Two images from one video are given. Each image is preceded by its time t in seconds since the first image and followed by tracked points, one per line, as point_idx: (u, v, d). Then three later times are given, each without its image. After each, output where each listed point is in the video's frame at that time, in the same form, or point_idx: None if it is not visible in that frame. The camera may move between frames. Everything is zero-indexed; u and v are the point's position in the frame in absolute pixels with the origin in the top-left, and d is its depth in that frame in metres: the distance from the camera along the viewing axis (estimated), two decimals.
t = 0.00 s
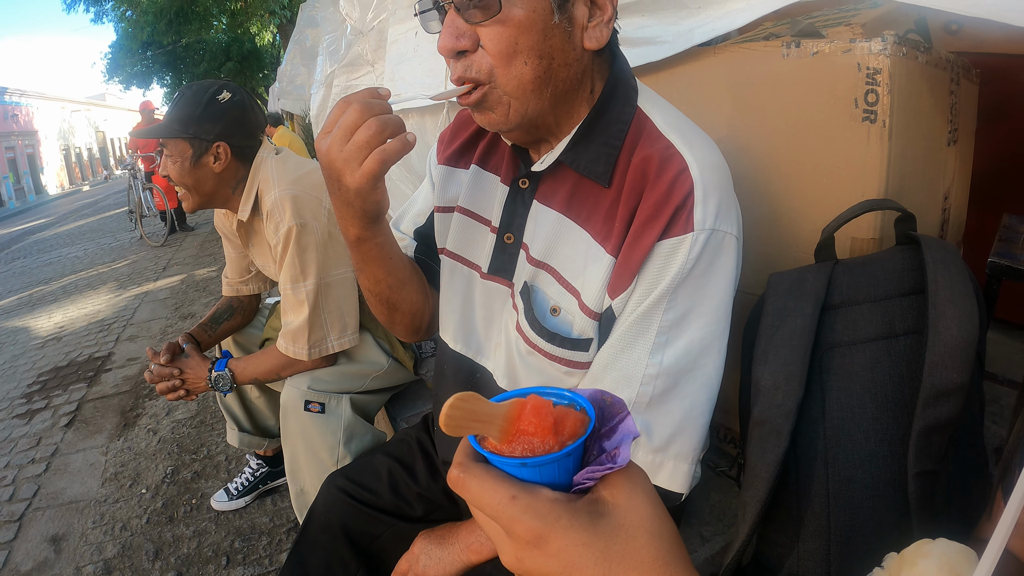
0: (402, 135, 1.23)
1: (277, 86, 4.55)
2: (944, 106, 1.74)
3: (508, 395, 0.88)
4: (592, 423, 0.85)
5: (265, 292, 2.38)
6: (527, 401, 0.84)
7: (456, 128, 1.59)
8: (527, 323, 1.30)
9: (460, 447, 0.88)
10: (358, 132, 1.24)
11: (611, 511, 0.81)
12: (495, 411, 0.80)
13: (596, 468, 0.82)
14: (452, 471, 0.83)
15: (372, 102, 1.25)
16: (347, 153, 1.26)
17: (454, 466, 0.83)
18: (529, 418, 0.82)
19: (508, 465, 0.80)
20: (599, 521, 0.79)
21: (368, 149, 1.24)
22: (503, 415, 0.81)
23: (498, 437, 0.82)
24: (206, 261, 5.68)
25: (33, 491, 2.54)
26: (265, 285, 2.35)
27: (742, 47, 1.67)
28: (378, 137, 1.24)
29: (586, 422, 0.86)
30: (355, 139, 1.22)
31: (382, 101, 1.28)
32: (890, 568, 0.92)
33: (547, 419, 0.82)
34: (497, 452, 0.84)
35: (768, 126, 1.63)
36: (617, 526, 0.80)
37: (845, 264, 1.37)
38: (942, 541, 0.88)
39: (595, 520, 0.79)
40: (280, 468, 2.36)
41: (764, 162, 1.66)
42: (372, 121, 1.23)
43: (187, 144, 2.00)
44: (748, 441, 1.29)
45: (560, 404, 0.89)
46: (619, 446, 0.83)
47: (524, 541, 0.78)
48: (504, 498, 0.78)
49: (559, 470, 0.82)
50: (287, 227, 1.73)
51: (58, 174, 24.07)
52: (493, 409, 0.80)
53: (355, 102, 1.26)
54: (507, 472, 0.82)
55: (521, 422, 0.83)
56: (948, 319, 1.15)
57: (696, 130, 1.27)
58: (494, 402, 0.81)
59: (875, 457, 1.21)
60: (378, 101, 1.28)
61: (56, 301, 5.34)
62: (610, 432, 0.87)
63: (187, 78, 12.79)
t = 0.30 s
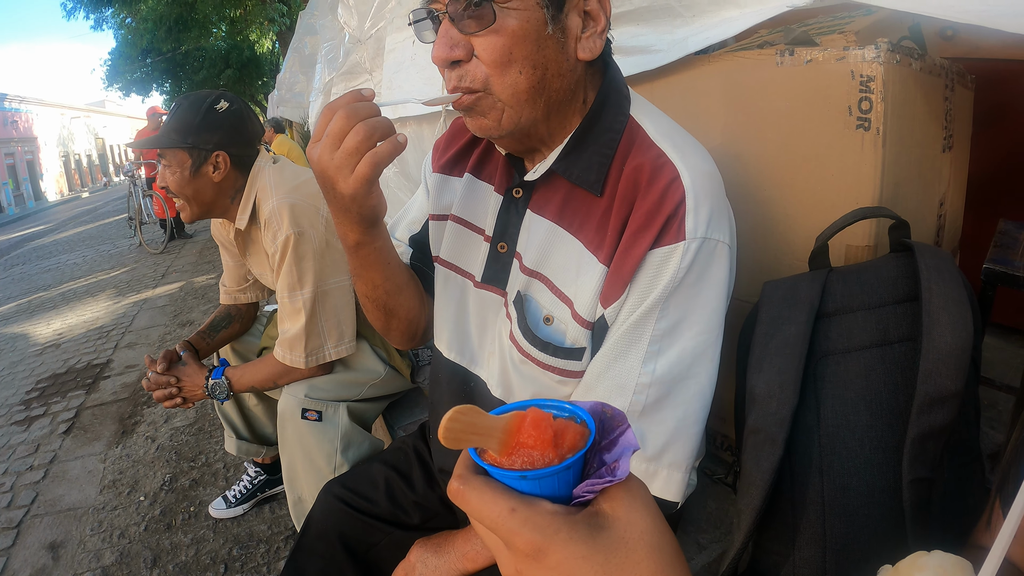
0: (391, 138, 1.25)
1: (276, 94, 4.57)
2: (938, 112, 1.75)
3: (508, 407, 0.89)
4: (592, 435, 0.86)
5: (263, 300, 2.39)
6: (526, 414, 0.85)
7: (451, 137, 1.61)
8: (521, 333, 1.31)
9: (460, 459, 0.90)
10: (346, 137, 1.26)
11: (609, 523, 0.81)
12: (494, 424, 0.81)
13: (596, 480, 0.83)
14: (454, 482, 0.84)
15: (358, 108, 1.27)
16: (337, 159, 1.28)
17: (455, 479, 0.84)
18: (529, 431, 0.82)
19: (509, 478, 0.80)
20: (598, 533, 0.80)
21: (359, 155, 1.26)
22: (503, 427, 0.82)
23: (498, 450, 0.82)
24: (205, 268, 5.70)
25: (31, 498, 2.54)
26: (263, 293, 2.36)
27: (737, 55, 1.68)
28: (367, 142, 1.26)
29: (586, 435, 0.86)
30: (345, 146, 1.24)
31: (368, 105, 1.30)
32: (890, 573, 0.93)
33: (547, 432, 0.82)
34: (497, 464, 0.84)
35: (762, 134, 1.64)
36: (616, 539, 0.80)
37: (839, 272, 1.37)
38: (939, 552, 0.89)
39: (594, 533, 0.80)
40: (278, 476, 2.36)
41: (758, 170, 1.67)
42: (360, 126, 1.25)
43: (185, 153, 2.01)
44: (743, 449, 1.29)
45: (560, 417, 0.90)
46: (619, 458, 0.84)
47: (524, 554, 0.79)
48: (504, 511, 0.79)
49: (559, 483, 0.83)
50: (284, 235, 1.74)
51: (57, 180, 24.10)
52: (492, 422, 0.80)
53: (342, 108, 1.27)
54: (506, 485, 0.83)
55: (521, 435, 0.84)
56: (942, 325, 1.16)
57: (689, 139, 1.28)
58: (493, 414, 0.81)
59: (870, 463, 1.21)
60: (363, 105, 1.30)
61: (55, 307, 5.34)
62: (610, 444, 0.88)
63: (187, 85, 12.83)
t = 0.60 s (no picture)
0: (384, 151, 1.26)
1: (276, 101, 4.60)
2: (934, 119, 1.76)
3: (513, 419, 0.90)
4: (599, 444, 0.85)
5: (264, 307, 2.40)
6: (531, 426, 0.86)
7: (452, 146, 1.62)
8: (522, 340, 1.32)
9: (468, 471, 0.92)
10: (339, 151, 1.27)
11: (615, 532, 0.82)
12: (498, 438, 0.81)
13: (602, 490, 0.83)
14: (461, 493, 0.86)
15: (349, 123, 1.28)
16: (331, 173, 1.29)
17: (462, 490, 0.86)
18: (534, 443, 0.83)
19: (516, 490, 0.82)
20: (604, 543, 0.80)
21: (353, 169, 1.27)
22: (508, 441, 0.83)
23: (503, 463, 0.83)
24: (205, 275, 5.71)
25: (31, 504, 2.54)
26: (264, 300, 2.37)
27: (735, 63, 1.70)
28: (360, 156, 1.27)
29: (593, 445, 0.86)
30: (338, 160, 1.25)
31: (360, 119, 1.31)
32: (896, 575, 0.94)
33: (552, 444, 0.83)
34: (504, 477, 0.86)
35: (760, 142, 1.65)
36: (624, 549, 0.80)
37: (836, 278, 1.38)
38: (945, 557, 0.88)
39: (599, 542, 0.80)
40: (279, 483, 2.36)
41: (755, 177, 1.68)
42: (352, 140, 1.26)
43: (188, 162, 2.02)
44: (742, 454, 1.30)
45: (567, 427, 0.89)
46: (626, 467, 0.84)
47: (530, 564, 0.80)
48: (510, 522, 0.80)
49: (567, 493, 0.83)
50: (286, 243, 1.75)
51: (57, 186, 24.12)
52: (497, 436, 0.81)
53: (331, 124, 1.28)
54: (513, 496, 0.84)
55: (526, 447, 0.85)
56: (938, 331, 1.17)
57: (687, 148, 1.30)
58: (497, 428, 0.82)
59: (868, 468, 1.22)
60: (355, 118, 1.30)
61: (55, 313, 5.35)
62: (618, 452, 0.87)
63: (186, 92, 12.85)
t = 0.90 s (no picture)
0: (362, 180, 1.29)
1: (276, 107, 4.62)
2: (933, 124, 1.77)
3: (524, 435, 0.91)
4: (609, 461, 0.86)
5: (264, 313, 2.40)
6: (541, 443, 0.86)
7: (453, 154, 1.63)
8: (523, 345, 1.33)
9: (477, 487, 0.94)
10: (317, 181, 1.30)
11: (622, 551, 0.83)
12: (508, 454, 0.83)
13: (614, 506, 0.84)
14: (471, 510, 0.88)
15: (327, 151, 1.30)
16: (311, 204, 1.33)
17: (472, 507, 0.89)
18: (544, 460, 0.84)
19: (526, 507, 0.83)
20: (613, 563, 0.81)
21: (328, 200, 1.30)
22: (517, 457, 0.84)
23: (513, 480, 0.85)
24: (205, 282, 5.72)
25: (31, 509, 2.53)
26: (265, 307, 2.37)
27: (734, 70, 1.71)
28: (337, 185, 1.29)
29: (604, 462, 0.87)
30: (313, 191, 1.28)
31: (341, 145, 1.32)
32: None
33: (563, 461, 0.83)
34: (514, 494, 0.86)
35: (759, 149, 1.66)
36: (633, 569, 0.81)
37: (836, 283, 1.39)
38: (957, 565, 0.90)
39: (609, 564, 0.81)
40: (279, 489, 2.36)
41: (755, 183, 1.69)
42: (326, 171, 1.28)
43: (190, 169, 2.03)
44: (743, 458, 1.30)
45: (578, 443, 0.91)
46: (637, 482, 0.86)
47: None
48: (518, 540, 0.82)
49: (577, 510, 0.85)
50: (287, 249, 1.76)
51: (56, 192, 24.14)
52: (506, 452, 0.83)
53: (311, 151, 1.30)
54: (522, 513, 0.85)
55: (536, 464, 0.85)
56: (936, 335, 1.18)
57: (687, 154, 1.30)
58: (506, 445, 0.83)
59: (868, 471, 1.23)
60: (335, 144, 1.32)
61: (55, 319, 5.35)
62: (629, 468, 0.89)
63: (186, 98, 12.90)
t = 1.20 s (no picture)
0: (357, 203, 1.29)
1: (276, 113, 4.63)
2: (930, 129, 1.78)
3: (531, 447, 0.95)
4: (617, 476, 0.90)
5: (265, 319, 2.41)
6: (551, 455, 0.89)
7: (454, 162, 1.64)
8: (524, 352, 1.33)
9: (480, 499, 0.98)
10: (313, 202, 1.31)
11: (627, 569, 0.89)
12: (518, 465, 0.86)
13: (619, 521, 0.89)
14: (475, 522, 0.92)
15: (323, 172, 1.30)
16: (308, 224, 1.34)
17: (475, 519, 0.93)
18: (553, 472, 0.87)
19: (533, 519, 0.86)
20: None
21: (324, 221, 1.31)
22: (526, 469, 0.87)
23: (521, 491, 0.88)
24: (205, 287, 5.72)
25: (31, 515, 2.53)
26: (266, 313, 2.38)
27: (732, 77, 1.72)
28: (332, 207, 1.30)
29: (611, 477, 0.91)
30: (310, 213, 1.29)
31: (338, 164, 1.32)
32: None
33: (571, 475, 0.87)
34: (520, 505, 0.90)
35: (760, 154, 1.66)
36: None
37: (834, 288, 1.40)
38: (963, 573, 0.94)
39: None
40: (280, 494, 2.36)
41: (754, 190, 1.70)
42: (321, 193, 1.29)
43: (193, 175, 2.03)
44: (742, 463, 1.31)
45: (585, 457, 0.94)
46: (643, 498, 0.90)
47: None
48: (524, 555, 0.86)
49: (583, 524, 0.89)
50: (287, 256, 1.76)
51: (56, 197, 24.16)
52: (517, 463, 0.86)
53: (310, 170, 1.31)
54: (529, 526, 0.89)
55: (545, 476, 0.89)
56: (934, 339, 1.18)
57: (686, 160, 1.31)
58: (516, 457, 0.86)
59: (867, 476, 1.23)
60: (332, 163, 1.32)
61: (55, 325, 5.35)
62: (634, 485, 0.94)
63: (186, 103, 12.93)
